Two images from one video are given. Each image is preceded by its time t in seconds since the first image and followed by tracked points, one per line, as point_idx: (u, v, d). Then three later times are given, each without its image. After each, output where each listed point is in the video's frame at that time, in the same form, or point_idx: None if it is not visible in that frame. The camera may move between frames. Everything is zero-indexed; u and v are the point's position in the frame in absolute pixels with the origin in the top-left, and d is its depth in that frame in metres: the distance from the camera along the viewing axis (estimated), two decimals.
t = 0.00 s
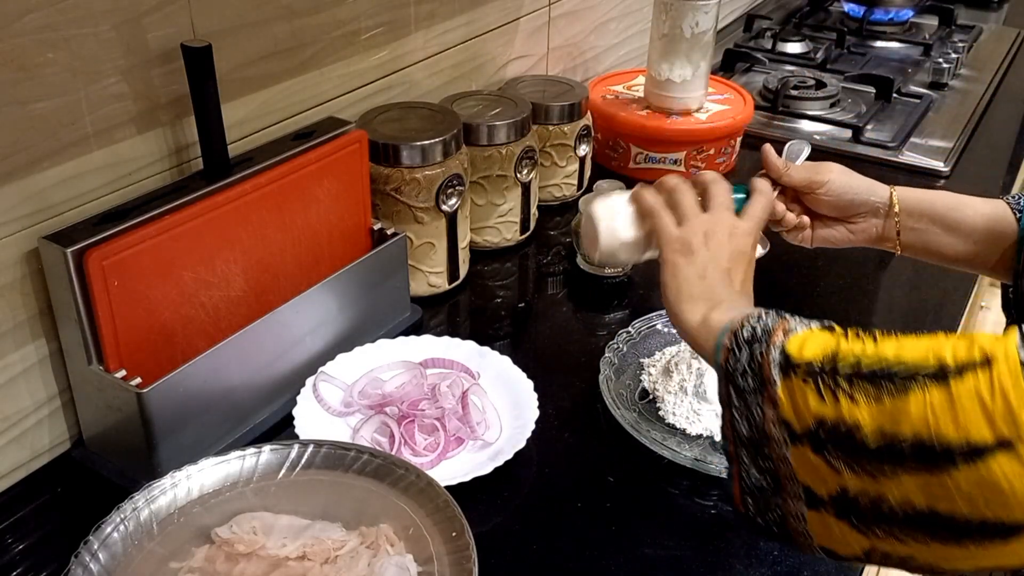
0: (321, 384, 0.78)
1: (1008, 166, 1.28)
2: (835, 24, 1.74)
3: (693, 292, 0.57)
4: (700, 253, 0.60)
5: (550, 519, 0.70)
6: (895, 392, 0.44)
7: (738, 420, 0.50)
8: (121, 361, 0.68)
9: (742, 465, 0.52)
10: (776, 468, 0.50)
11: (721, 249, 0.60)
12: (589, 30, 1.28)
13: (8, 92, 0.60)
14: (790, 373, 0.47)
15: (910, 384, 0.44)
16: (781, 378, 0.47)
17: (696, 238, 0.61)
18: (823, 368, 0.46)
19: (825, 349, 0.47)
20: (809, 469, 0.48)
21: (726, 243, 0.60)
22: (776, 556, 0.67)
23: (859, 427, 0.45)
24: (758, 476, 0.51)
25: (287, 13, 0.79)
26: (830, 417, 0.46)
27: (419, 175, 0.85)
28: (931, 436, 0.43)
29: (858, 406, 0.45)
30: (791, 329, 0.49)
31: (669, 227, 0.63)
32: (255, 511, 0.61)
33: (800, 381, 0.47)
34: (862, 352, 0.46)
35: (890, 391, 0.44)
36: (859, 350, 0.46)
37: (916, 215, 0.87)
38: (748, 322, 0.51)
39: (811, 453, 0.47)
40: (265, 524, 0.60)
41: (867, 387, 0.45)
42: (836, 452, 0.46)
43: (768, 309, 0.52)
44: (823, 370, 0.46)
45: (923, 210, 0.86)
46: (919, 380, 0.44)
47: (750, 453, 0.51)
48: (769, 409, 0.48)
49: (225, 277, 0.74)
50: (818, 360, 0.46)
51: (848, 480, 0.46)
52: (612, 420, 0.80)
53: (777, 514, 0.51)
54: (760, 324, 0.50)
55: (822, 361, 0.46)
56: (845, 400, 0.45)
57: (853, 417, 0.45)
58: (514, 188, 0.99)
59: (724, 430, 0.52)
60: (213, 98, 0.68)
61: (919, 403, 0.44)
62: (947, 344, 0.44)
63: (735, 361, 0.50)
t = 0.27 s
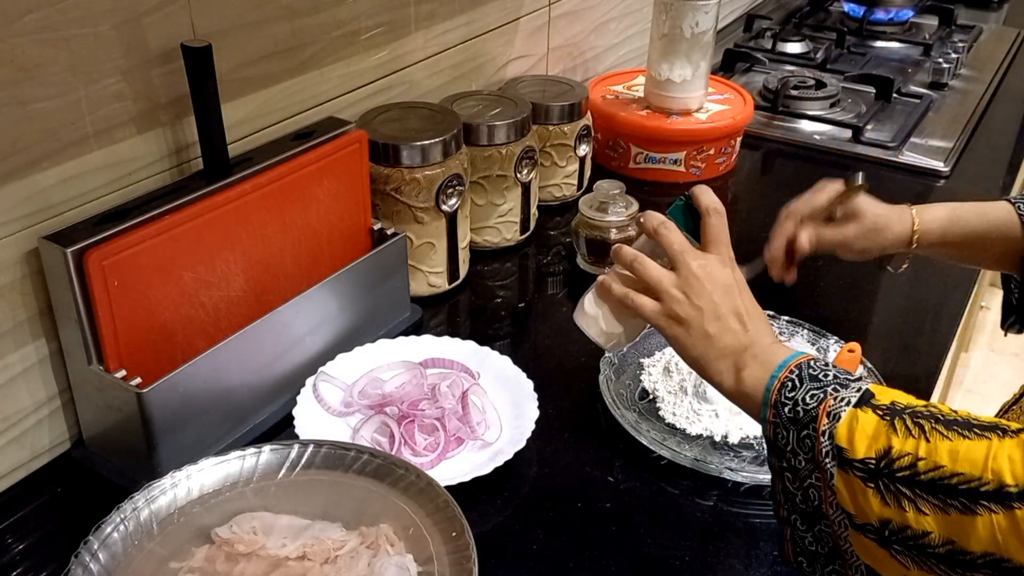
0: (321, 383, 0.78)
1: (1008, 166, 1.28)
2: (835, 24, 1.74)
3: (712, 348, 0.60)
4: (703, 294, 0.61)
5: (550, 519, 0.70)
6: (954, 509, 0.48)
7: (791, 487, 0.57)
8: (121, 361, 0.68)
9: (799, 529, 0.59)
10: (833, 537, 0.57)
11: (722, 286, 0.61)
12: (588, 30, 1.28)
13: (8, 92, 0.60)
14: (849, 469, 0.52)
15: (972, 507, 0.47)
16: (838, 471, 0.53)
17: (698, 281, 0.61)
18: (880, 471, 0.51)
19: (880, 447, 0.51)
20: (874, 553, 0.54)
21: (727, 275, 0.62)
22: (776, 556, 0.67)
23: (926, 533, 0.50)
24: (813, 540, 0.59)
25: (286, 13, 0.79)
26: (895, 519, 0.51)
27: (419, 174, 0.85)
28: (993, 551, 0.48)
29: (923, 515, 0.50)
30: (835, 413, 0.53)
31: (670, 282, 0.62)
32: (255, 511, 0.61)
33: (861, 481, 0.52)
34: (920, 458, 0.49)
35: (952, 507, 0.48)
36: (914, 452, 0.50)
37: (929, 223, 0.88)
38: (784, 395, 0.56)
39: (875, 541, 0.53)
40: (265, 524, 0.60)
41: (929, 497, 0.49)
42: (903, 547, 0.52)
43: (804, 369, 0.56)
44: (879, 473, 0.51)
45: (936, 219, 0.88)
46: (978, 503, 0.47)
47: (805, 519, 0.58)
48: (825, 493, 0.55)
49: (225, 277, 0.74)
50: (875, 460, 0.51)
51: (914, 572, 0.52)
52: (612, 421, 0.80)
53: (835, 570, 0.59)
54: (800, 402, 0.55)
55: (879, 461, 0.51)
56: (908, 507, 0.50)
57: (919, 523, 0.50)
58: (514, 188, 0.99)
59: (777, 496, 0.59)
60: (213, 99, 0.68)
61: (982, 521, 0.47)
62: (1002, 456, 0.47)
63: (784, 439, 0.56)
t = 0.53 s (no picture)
0: (321, 384, 0.78)
1: (1008, 166, 1.28)
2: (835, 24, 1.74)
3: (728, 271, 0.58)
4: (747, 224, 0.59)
5: (550, 519, 0.70)
6: (927, 442, 0.47)
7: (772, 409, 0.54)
8: (121, 361, 0.68)
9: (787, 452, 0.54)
10: (818, 458, 0.52)
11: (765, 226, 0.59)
12: (588, 30, 1.28)
13: (8, 92, 0.60)
14: (831, 395, 0.50)
15: (946, 442, 0.46)
16: (819, 396, 0.50)
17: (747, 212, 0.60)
18: (862, 398, 0.49)
19: (867, 378, 0.49)
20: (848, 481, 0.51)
21: (773, 216, 0.60)
22: (776, 556, 0.67)
23: (893, 464, 0.48)
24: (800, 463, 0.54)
25: (286, 13, 0.79)
26: (865, 447, 0.49)
27: (420, 175, 0.85)
28: (959, 488, 0.46)
29: (893, 446, 0.48)
30: (831, 342, 0.51)
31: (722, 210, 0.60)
32: (255, 511, 0.61)
33: (840, 407, 0.49)
34: (902, 391, 0.48)
35: (925, 441, 0.47)
36: (898, 386, 0.48)
37: (938, 209, 0.86)
38: (786, 318, 0.53)
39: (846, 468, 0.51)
40: (265, 524, 0.60)
41: (902, 428, 0.47)
42: (873, 476, 0.49)
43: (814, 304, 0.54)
44: (861, 400, 0.48)
45: (945, 205, 0.85)
46: (952, 439, 0.46)
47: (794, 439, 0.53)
48: (808, 414, 0.51)
49: (225, 276, 0.74)
50: (857, 387, 0.49)
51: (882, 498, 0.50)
52: (612, 421, 0.80)
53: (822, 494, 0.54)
54: (801, 326, 0.52)
55: (861, 390, 0.49)
56: (880, 437, 0.48)
57: (889, 454, 0.48)
58: (514, 188, 0.99)
59: (766, 417, 0.55)
60: (213, 99, 0.68)
61: (953, 457, 0.46)
62: (983, 399, 0.46)
63: (773, 358, 0.53)
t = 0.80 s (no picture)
0: (321, 383, 0.78)
1: (1008, 166, 1.28)
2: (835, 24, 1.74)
3: (721, 247, 0.62)
4: (742, 211, 0.64)
5: (551, 519, 0.70)
6: (901, 395, 0.49)
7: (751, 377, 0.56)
8: (121, 361, 0.68)
9: (761, 418, 0.57)
10: (789, 426, 0.55)
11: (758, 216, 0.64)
12: (588, 30, 1.28)
13: (8, 92, 0.60)
14: (807, 355, 0.52)
15: (920, 394, 0.48)
16: (796, 357, 0.53)
17: (742, 202, 0.65)
18: (838, 357, 0.51)
19: (843, 338, 0.51)
20: (819, 443, 0.53)
21: (767, 208, 0.65)
22: (776, 556, 0.67)
23: (866, 419, 0.50)
24: (773, 429, 0.57)
25: (286, 13, 0.79)
26: (840, 405, 0.51)
27: (420, 175, 0.85)
28: (933, 441, 0.48)
29: (868, 401, 0.50)
30: (811, 308, 0.54)
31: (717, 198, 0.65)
32: (255, 511, 0.61)
33: (817, 366, 0.52)
34: (878, 348, 0.50)
35: (900, 395, 0.49)
36: (875, 344, 0.50)
37: (938, 203, 0.85)
38: (766, 290, 0.56)
39: (823, 430, 0.52)
40: (265, 524, 0.60)
41: (877, 384, 0.50)
42: (846, 435, 0.51)
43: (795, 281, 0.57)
44: (837, 358, 0.51)
45: (946, 198, 0.85)
46: (925, 390, 0.48)
47: (765, 407, 0.56)
48: (781, 379, 0.54)
49: (225, 276, 0.74)
50: (835, 347, 0.51)
51: (853, 459, 0.52)
52: (612, 421, 0.80)
53: (790, 462, 0.57)
54: (780, 296, 0.55)
55: (838, 348, 0.51)
56: (855, 393, 0.50)
57: (864, 411, 0.50)
58: (514, 188, 0.99)
59: (740, 385, 0.58)
60: (213, 99, 0.68)
61: (926, 408, 0.48)
62: (959, 353, 0.48)
63: (751, 327, 0.55)
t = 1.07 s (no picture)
0: (321, 383, 0.78)
1: (1009, 166, 1.28)
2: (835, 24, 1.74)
3: (718, 246, 0.62)
4: (737, 209, 0.64)
5: (551, 519, 0.70)
6: (903, 399, 0.49)
7: (751, 377, 0.56)
8: (121, 361, 0.68)
9: (760, 419, 0.57)
10: (791, 427, 0.55)
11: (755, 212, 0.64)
12: (588, 30, 1.27)
13: (8, 92, 0.60)
14: (810, 358, 0.52)
15: (921, 397, 0.48)
16: (798, 360, 0.52)
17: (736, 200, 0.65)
18: (839, 360, 0.51)
19: (844, 340, 0.51)
20: (821, 445, 0.53)
21: (763, 205, 0.65)
22: (776, 556, 0.67)
23: (867, 422, 0.50)
24: (774, 430, 0.56)
25: (286, 13, 0.79)
26: (842, 408, 0.51)
27: (420, 174, 0.85)
28: (934, 444, 0.48)
29: (869, 404, 0.50)
30: (812, 309, 0.54)
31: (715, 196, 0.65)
32: (255, 511, 0.61)
33: (818, 369, 0.52)
34: (880, 351, 0.50)
35: (901, 398, 0.49)
36: (877, 347, 0.51)
37: (935, 204, 0.85)
38: (768, 291, 0.56)
39: (824, 432, 0.52)
40: (265, 524, 0.60)
41: (879, 388, 0.50)
42: (847, 437, 0.51)
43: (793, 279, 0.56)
44: (838, 361, 0.51)
45: (944, 198, 0.85)
46: (927, 394, 0.48)
47: (766, 409, 0.56)
48: (784, 382, 0.54)
49: (225, 277, 0.74)
50: (836, 349, 0.51)
51: (855, 461, 0.52)
52: (612, 421, 0.80)
53: (791, 464, 0.57)
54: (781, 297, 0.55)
55: (840, 352, 0.51)
56: (857, 397, 0.50)
57: (865, 414, 0.50)
58: (514, 188, 0.99)
59: (740, 387, 0.57)
60: (213, 99, 0.68)
61: (926, 411, 0.48)
62: (960, 357, 0.48)
63: (753, 328, 0.55)
